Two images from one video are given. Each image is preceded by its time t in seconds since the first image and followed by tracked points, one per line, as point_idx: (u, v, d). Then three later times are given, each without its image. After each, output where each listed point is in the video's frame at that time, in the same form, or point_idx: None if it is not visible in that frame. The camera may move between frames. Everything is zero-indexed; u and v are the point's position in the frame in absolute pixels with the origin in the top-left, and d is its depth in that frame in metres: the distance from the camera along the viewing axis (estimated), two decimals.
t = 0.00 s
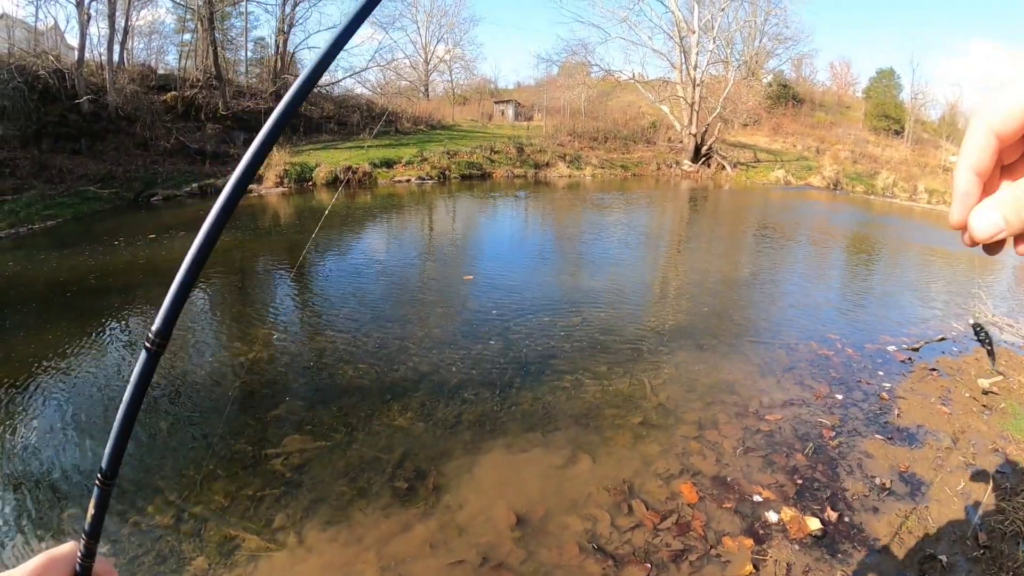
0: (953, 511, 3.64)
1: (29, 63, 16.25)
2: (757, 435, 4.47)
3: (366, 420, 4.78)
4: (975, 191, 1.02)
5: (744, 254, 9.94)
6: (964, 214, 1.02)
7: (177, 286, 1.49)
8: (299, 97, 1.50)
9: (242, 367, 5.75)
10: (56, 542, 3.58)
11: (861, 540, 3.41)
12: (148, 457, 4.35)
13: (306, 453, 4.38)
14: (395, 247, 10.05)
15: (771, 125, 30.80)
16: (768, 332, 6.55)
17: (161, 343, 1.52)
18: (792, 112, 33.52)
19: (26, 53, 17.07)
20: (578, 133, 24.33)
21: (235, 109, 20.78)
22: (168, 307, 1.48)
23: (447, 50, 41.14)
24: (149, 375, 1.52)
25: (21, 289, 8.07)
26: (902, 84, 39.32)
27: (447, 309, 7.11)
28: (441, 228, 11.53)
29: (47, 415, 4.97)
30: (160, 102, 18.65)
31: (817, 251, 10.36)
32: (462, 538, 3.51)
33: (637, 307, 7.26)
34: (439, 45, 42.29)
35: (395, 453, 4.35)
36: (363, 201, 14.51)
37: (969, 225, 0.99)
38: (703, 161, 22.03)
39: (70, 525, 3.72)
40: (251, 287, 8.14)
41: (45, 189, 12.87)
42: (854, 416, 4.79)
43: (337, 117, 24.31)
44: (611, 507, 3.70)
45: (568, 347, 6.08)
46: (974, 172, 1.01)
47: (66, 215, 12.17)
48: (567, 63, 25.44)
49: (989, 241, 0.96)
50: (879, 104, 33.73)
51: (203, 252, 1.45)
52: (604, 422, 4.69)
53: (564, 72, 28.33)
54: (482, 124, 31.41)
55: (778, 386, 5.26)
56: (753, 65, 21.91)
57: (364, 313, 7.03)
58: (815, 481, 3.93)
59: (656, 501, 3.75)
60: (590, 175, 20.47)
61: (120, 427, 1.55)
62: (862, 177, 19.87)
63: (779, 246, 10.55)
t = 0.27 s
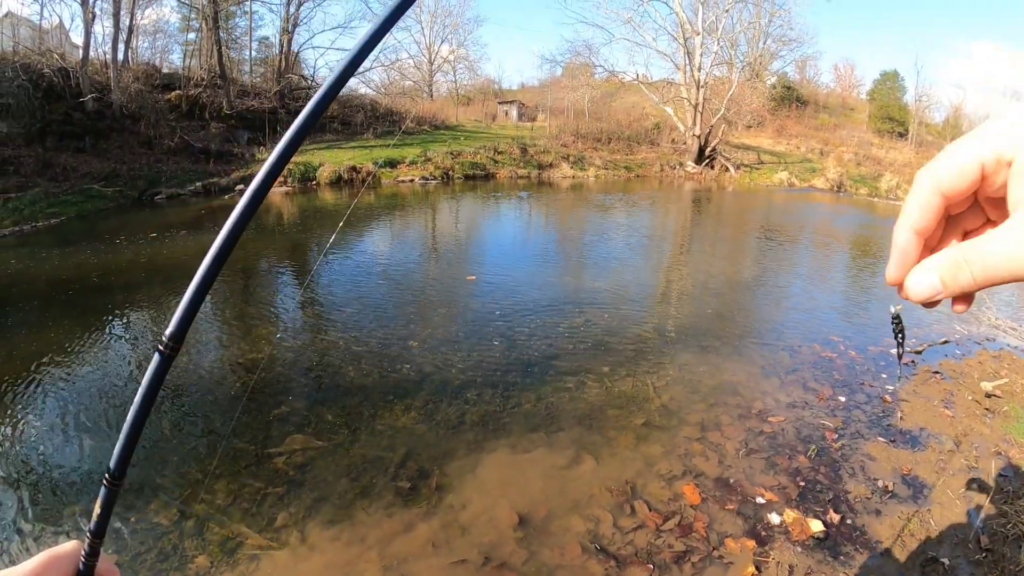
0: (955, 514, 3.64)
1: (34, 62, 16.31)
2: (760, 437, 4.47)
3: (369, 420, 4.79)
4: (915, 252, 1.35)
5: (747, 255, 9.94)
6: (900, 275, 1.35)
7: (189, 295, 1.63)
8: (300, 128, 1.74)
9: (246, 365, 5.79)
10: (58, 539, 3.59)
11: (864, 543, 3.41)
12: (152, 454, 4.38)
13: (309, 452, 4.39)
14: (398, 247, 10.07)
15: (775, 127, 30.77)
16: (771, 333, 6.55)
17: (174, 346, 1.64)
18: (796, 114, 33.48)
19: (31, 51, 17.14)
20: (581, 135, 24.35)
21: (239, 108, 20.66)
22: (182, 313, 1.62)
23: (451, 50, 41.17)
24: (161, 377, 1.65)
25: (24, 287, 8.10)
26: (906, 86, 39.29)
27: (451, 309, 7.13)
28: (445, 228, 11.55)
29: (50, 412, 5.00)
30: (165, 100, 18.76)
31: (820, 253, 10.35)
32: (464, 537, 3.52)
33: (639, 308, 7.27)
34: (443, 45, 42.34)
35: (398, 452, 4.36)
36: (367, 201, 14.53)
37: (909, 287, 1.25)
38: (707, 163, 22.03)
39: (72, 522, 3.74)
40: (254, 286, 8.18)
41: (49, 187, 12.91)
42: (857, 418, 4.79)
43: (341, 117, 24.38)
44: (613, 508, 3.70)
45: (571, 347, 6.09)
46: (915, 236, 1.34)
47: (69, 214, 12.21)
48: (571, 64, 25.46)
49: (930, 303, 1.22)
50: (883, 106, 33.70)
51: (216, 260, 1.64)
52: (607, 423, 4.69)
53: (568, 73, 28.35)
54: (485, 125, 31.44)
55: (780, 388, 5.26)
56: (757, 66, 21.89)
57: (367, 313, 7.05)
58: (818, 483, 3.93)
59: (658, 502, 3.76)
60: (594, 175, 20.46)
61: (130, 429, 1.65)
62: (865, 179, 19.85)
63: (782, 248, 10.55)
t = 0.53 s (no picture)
0: (957, 517, 3.63)
1: (39, 60, 16.38)
2: (763, 439, 4.47)
3: (372, 419, 4.81)
4: (869, 316, 1.46)
5: (750, 257, 9.92)
6: (854, 339, 1.48)
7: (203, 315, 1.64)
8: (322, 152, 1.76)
9: (249, 364, 5.80)
10: (60, 536, 3.61)
11: (866, 546, 3.41)
12: (155, 452, 4.39)
13: (312, 450, 4.40)
14: (401, 247, 10.08)
15: (779, 129, 30.71)
16: (775, 336, 6.54)
17: (185, 367, 1.65)
18: (801, 116, 33.41)
19: (36, 49, 17.22)
20: (586, 135, 24.34)
21: (244, 107, 20.67)
22: (194, 333, 1.63)
23: (456, 50, 41.20)
24: (169, 398, 1.66)
25: (29, 284, 8.14)
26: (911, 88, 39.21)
27: (455, 309, 7.14)
28: (448, 228, 11.56)
29: (53, 409, 5.01)
30: (170, 99, 18.79)
31: (824, 255, 10.34)
32: (467, 537, 3.53)
33: (643, 309, 7.27)
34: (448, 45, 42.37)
35: (401, 452, 4.37)
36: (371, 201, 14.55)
37: (865, 354, 1.37)
38: (711, 164, 21.99)
39: (74, 519, 3.75)
40: (258, 285, 8.19)
41: (53, 185, 12.95)
42: (860, 421, 4.78)
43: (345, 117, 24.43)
44: (616, 509, 3.71)
45: (574, 348, 6.09)
46: (871, 297, 1.45)
47: (74, 211, 12.25)
48: (575, 65, 25.46)
49: (884, 369, 1.36)
50: (888, 108, 33.63)
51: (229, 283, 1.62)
52: (610, 424, 4.70)
53: (573, 74, 28.32)
54: (490, 125, 31.45)
55: (784, 390, 5.26)
56: (762, 68, 21.84)
57: (371, 313, 7.06)
58: (821, 486, 3.93)
59: (661, 503, 3.76)
60: (598, 176, 20.45)
61: (137, 447, 1.68)
62: (870, 182, 19.79)
63: (786, 251, 10.53)
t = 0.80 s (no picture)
0: (960, 521, 3.63)
1: (44, 58, 16.46)
2: (766, 440, 4.47)
3: (375, 418, 4.81)
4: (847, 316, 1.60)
5: (754, 259, 9.91)
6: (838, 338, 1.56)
7: (236, 350, 1.74)
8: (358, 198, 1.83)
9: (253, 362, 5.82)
10: (63, 533, 3.63)
11: (868, 548, 3.40)
12: (158, 450, 4.41)
13: (315, 449, 4.42)
14: (405, 247, 10.09)
15: (784, 131, 30.63)
16: (778, 337, 6.54)
17: (216, 398, 1.75)
18: (805, 117, 33.35)
19: (42, 48, 17.32)
20: (590, 136, 24.32)
21: (248, 106, 20.68)
22: (227, 367, 1.73)
23: (460, 50, 41.21)
24: (200, 424, 1.76)
25: (33, 282, 8.17)
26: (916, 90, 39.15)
27: (458, 309, 7.15)
28: (452, 228, 11.56)
29: (57, 406, 5.05)
30: (174, 98, 18.92)
31: (827, 257, 10.32)
32: (469, 536, 3.54)
33: (646, 310, 7.28)
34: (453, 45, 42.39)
35: (404, 451, 4.38)
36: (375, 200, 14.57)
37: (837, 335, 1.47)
38: (715, 165, 21.95)
39: (77, 516, 3.77)
40: (262, 284, 8.22)
41: (58, 182, 13.00)
42: (863, 423, 4.78)
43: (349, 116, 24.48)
44: (618, 510, 3.71)
45: (578, 348, 6.10)
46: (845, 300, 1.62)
47: (78, 210, 12.29)
48: (579, 65, 25.45)
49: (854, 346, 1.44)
50: (892, 110, 33.59)
51: (261, 324, 1.71)
52: (613, 425, 4.70)
53: (577, 74, 28.32)
54: (494, 125, 31.46)
55: (787, 392, 5.25)
56: (767, 69, 21.79)
57: (374, 312, 7.08)
58: (823, 488, 3.93)
59: (664, 504, 3.76)
60: (602, 177, 20.43)
61: (161, 472, 1.78)
62: (874, 184, 19.74)
63: (790, 252, 10.51)
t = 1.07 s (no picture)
0: (962, 523, 3.62)
1: (48, 57, 16.51)
2: (767, 441, 4.46)
3: (377, 417, 4.82)
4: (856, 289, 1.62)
5: (757, 259, 9.90)
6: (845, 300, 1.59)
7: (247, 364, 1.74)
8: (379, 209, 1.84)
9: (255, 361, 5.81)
10: (64, 531, 3.64)
11: (870, 549, 3.40)
12: (159, 449, 4.42)
13: (317, 448, 4.42)
14: (407, 247, 10.10)
15: (787, 132, 30.59)
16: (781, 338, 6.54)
17: (225, 411, 1.74)
18: (808, 118, 33.31)
19: (45, 46, 17.36)
20: (592, 137, 24.32)
21: (251, 105, 20.69)
22: (237, 381, 1.73)
23: (463, 51, 41.24)
24: (209, 437, 1.76)
25: (36, 280, 8.19)
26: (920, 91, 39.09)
27: (460, 309, 7.15)
28: (454, 228, 11.57)
29: (58, 405, 5.06)
30: (177, 97, 18.94)
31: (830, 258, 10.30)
32: (471, 536, 3.54)
33: (649, 310, 7.28)
34: (456, 45, 42.41)
35: (406, 450, 4.38)
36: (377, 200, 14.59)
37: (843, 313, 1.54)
38: (718, 166, 21.93)
39: (78, 513, 3.78)
40: (264, 283, 8.23)
41: (61, 181, 13.02)
42: (865, 424, 4.78)
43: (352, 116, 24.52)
44: (620, 510, 3.71)
45: (580, 349, 6.10)
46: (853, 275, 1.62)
47: (81, 208, 12.33)
48: (582, 66, 25.45)
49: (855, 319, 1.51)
50: (895, 111, 33.54)
51: (274, 338, 1.70)
52: (615, 425, 4.70)
53: (580, 75, 28.31)
54: (497, 125, 31.46)
55: (789, 393, 5.24)
56: (770, 70, 21.77)
57: (377, 312, 7.08)
58: (825, 489, 3.93)
59: (665, 505, 3.76)
60: (604, 177, 20.43)
61: (169, 486, 1.78)
62: (877, 185, 19.71)
63: (792, 253, 10.50)
